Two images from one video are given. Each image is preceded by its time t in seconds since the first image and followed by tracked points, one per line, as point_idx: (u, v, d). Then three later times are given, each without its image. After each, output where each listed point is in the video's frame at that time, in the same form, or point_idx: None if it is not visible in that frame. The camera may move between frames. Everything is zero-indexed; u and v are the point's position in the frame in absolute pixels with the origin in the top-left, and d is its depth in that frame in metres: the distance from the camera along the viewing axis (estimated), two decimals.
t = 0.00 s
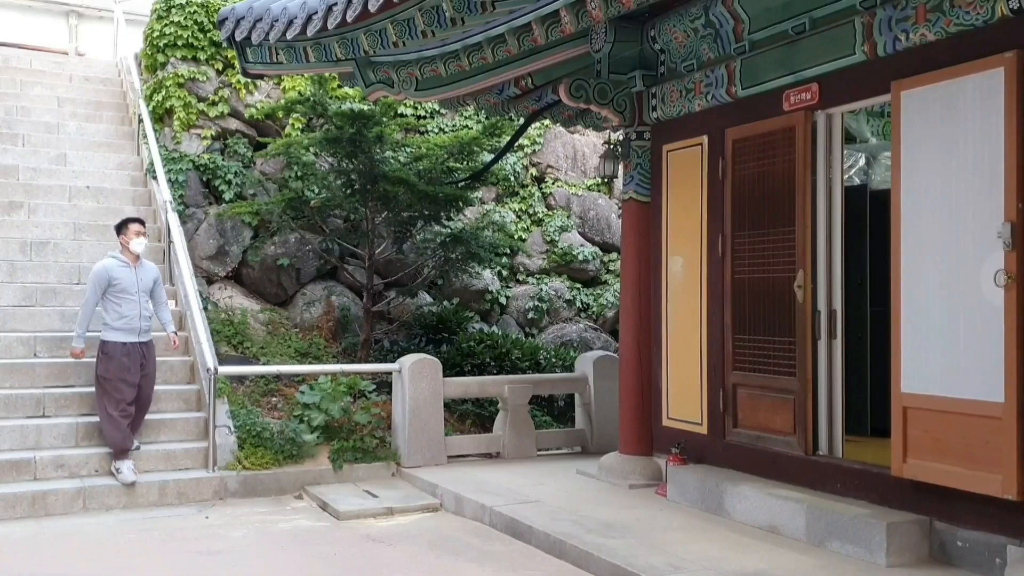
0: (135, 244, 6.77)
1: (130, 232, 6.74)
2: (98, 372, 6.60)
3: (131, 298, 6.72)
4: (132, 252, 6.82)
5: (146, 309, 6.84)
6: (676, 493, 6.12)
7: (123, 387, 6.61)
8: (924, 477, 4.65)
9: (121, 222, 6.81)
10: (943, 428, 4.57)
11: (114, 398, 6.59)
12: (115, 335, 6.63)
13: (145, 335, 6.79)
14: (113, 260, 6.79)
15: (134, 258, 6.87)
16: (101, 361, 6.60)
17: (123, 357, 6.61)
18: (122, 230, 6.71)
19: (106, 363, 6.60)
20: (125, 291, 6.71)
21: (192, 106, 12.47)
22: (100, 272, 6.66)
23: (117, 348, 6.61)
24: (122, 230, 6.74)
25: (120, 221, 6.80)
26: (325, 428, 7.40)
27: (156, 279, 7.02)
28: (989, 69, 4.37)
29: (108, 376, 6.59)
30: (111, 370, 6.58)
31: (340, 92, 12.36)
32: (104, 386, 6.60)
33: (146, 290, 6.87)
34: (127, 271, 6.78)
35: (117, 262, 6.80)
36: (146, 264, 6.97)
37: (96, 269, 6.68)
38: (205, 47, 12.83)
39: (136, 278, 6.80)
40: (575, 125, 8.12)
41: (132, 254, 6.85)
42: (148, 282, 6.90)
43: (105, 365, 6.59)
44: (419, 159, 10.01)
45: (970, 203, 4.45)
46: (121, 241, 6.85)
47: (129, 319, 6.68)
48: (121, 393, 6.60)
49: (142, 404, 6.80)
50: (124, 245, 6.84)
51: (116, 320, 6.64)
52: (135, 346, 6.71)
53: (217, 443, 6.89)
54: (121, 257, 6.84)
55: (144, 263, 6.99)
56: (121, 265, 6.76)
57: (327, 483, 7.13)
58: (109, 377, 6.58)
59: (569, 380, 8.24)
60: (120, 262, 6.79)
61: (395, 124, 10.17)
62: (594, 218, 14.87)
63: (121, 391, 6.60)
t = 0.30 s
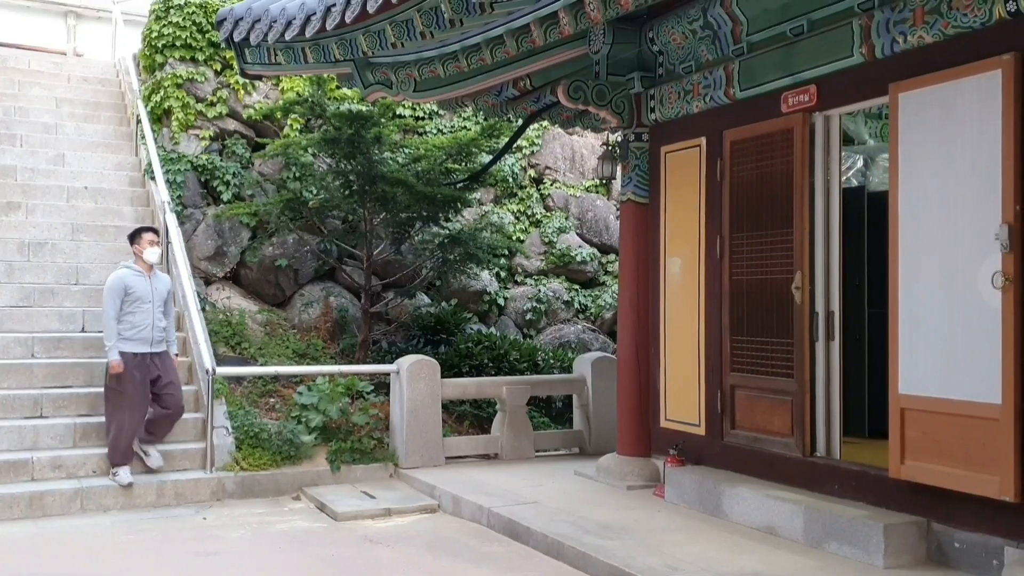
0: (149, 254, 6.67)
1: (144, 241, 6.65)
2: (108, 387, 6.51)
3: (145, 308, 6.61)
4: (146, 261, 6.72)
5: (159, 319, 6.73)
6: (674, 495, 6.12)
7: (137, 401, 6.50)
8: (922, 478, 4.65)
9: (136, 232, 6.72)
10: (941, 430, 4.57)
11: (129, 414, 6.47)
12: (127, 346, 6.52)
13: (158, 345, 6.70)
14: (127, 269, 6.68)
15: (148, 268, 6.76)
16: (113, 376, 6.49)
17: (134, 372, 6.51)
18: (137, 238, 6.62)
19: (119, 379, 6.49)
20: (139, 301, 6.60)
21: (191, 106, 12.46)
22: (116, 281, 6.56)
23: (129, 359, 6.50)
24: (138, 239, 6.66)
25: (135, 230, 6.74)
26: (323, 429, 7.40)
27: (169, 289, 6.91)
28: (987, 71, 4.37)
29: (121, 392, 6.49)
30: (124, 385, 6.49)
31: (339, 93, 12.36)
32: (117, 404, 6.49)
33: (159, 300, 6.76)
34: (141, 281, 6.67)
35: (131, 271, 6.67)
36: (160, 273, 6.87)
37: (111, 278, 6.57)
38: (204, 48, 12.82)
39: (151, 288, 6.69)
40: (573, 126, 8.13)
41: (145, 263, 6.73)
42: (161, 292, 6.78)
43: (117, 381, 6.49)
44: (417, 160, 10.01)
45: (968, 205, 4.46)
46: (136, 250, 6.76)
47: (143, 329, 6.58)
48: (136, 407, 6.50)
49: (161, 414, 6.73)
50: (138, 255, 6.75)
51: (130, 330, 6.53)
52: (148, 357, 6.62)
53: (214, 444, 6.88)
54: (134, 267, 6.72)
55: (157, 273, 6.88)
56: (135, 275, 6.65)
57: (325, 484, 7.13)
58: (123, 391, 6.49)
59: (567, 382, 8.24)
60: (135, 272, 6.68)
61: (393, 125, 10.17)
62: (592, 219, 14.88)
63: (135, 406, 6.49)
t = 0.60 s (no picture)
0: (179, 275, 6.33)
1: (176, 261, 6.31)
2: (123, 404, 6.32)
3: (174, 330, 6.30)
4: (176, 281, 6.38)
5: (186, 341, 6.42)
6: (670, 496, 6.12)
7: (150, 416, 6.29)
8: (918, 481, 4.66)
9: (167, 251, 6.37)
10: (937, 432, 4.58)
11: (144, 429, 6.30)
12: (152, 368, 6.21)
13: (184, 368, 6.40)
14: (156, 288, 6.33)
15: (178, 288, 6.41)
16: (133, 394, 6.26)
17: (154, 392, 6.27)
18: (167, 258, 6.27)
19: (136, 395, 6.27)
20: (169, 323, 6.27)
21: (187, 107, 12.46)
22: (145, 300, 6.22)
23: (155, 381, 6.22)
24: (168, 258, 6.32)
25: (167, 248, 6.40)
26: (319, 430, 7.41)
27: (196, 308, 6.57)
28: (983, 74, 4.38)
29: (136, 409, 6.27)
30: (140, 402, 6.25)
31: (336, 93, 12.37)
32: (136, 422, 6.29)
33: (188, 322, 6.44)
34: (172, 302, 6.33)
35: (160, 291, 6.32)
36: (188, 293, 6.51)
37: (141, 297, 6.22)
38: (201, 49, 12.82)
39: (181, 310, 6.36)
40: (570, 128, 8.14)
41: (175, 283, 6.38)
42: (190, 314, 6.45)
43: (134, 399, 6.26)
44: (414, 161, 10.02)
45: (964, 207, 4.47)
46: (165, 268, 6.41)
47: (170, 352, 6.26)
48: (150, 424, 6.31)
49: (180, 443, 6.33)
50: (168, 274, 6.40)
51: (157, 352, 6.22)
52: (173, 380, 6.33)
53: (211, 445, 6.86)
54: (163, 286, 6.38)
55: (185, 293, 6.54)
56: (166, 295, 6.30)
57: (321, 485, 7.12)
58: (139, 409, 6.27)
59: (564, 384, 8.24)
60: (164, 292, 6.33)
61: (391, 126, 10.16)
62: (589, 221, 14.89)
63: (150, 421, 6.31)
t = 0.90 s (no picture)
0: (222, 287, 6.33)
1: (217, 272, 6.32)
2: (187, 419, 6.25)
3: (214, 343, 6.31)
4: (217, 295, 6.40)
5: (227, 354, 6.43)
6: (666, 498, 6.12)
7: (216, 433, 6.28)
8: (913, 483, 4.66)
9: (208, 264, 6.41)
10: (932, 434, 4.59)
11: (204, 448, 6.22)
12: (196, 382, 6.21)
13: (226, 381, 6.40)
14: (196, 301, 6.36)
15: (218, 301, 6.42)
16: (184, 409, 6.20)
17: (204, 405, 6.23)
18: (210, 269, 6.29)
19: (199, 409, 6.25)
20: (209, 336, 6.29)
21: (185, 107, 12.46)
22: (184, 313, 6.25)
23: (202, 394, 6.23)
24: (211, 270, 6.33)
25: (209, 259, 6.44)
26: (315, 431, 7.39)
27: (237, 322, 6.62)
28: (980, 77, 4.39)
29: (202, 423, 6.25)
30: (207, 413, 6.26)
31: (334, 94, 12.38)
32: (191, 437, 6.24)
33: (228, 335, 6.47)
34: (212, 315, 6.36)
35: (199, 304, 6.35)
36: (230, 306, 6.56)
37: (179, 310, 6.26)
38: (198, 49, 12.82)
39: (220, 322, 6.39)
40: (567, 130, 8.14)
41: (217, 296, 6.42)
42: (230, 326, 6.48)
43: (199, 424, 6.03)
44: (412, 162, 10.02)
45: (960, 210, 4.48)
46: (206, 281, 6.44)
47: (212, 365, 6.27)
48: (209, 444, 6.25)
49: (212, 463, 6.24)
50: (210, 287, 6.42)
51: (199, 365, 6.23)
52: (217, 394, 6.33)
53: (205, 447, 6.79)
54: (204, 299, 6.41)
55: (226, 306, 6.58)
56: (206, 308, 6.34)
57: (317, 486, 7.11)
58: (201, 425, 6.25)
59: (561, 385, 8.24)
60: (204, 304, 6.36)
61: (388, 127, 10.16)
62: (586, 223, 14.89)
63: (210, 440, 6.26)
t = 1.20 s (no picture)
0: (263, 291, 5.81)
1: (259, 275, 5.80)
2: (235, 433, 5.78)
3: (262, 350, 5.80)
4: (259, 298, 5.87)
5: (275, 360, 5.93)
6: (663, 497, 6.12)
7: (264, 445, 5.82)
8: (911, 483, 4.66)
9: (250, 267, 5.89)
10: (930, 434, 4.59)
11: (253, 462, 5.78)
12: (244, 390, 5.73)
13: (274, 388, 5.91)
14: (240, 305, 5.85)
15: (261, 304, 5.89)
16: (235, 419, 5.76)
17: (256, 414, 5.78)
18: (252, 273, 5.76)
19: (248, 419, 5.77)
20: (257, 343, 5.79)
21: (183, 105, 12.43)
22: (227, 318, 5.76)
23: (254, 403, 5.76)
24: (253, 273, 5.81)
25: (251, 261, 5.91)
26: (313, 430, 7.37)
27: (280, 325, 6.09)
28: (978, 77, 4.39)
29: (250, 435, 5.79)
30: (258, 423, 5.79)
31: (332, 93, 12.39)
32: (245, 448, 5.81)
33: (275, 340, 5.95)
34: (257, 320, 5.83)
35: (242, 308, 5.84)
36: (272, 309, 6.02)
37: (222, 316, 5.76)
38: (196, 47, 12.81)
39: (266, 328, 5.87)
40: (566, 129, 8.14)
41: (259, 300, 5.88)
42: (276, 330, 5.96)
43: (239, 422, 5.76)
44: (410, 161, 10.02)
45: (957, 211, 4.48)
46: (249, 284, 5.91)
47: (262, 373, 5.78)
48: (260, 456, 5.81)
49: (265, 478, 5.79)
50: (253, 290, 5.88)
51: (248, 373, 5.75)
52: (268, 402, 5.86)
53: (203, 445, 6.82)
54: (248, 303, 5.88)
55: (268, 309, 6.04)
56: (251, 313, 5.81)
57: (314, 485, 7.11)
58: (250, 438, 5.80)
59: (558, 384, 8.24)
60: (248, 310, 5.84)
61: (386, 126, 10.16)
62: (585, 222, 14.87)
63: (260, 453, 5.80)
